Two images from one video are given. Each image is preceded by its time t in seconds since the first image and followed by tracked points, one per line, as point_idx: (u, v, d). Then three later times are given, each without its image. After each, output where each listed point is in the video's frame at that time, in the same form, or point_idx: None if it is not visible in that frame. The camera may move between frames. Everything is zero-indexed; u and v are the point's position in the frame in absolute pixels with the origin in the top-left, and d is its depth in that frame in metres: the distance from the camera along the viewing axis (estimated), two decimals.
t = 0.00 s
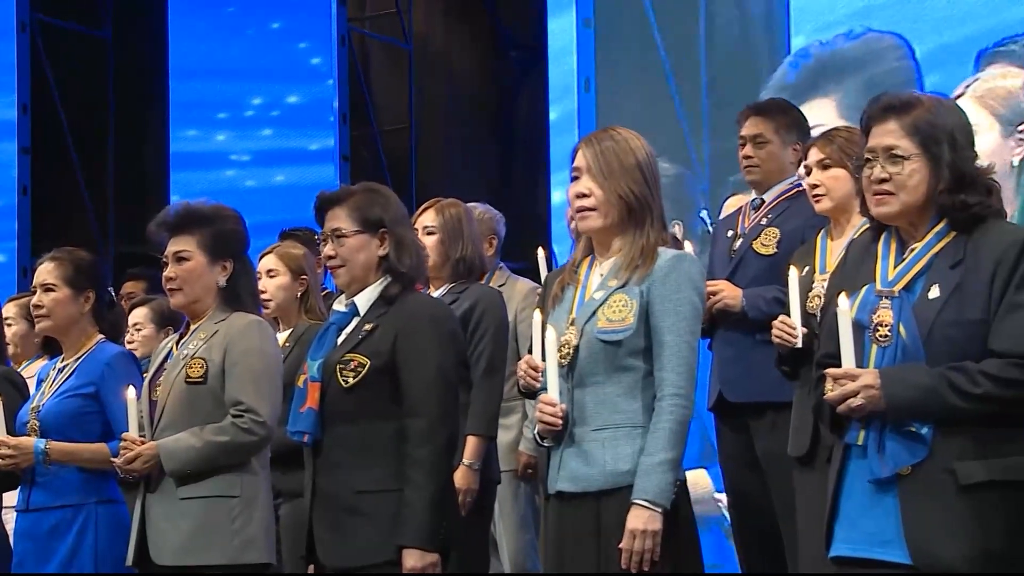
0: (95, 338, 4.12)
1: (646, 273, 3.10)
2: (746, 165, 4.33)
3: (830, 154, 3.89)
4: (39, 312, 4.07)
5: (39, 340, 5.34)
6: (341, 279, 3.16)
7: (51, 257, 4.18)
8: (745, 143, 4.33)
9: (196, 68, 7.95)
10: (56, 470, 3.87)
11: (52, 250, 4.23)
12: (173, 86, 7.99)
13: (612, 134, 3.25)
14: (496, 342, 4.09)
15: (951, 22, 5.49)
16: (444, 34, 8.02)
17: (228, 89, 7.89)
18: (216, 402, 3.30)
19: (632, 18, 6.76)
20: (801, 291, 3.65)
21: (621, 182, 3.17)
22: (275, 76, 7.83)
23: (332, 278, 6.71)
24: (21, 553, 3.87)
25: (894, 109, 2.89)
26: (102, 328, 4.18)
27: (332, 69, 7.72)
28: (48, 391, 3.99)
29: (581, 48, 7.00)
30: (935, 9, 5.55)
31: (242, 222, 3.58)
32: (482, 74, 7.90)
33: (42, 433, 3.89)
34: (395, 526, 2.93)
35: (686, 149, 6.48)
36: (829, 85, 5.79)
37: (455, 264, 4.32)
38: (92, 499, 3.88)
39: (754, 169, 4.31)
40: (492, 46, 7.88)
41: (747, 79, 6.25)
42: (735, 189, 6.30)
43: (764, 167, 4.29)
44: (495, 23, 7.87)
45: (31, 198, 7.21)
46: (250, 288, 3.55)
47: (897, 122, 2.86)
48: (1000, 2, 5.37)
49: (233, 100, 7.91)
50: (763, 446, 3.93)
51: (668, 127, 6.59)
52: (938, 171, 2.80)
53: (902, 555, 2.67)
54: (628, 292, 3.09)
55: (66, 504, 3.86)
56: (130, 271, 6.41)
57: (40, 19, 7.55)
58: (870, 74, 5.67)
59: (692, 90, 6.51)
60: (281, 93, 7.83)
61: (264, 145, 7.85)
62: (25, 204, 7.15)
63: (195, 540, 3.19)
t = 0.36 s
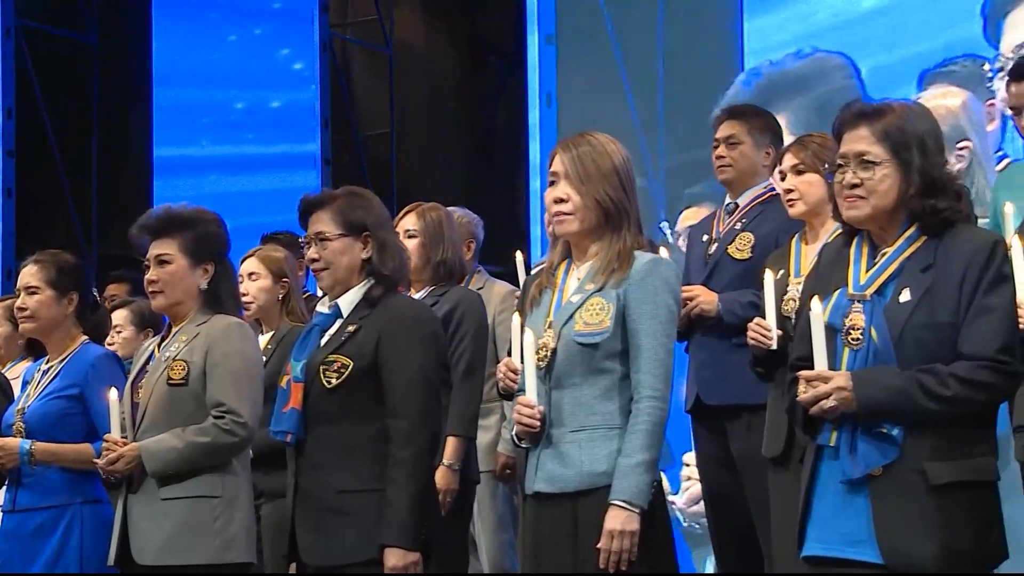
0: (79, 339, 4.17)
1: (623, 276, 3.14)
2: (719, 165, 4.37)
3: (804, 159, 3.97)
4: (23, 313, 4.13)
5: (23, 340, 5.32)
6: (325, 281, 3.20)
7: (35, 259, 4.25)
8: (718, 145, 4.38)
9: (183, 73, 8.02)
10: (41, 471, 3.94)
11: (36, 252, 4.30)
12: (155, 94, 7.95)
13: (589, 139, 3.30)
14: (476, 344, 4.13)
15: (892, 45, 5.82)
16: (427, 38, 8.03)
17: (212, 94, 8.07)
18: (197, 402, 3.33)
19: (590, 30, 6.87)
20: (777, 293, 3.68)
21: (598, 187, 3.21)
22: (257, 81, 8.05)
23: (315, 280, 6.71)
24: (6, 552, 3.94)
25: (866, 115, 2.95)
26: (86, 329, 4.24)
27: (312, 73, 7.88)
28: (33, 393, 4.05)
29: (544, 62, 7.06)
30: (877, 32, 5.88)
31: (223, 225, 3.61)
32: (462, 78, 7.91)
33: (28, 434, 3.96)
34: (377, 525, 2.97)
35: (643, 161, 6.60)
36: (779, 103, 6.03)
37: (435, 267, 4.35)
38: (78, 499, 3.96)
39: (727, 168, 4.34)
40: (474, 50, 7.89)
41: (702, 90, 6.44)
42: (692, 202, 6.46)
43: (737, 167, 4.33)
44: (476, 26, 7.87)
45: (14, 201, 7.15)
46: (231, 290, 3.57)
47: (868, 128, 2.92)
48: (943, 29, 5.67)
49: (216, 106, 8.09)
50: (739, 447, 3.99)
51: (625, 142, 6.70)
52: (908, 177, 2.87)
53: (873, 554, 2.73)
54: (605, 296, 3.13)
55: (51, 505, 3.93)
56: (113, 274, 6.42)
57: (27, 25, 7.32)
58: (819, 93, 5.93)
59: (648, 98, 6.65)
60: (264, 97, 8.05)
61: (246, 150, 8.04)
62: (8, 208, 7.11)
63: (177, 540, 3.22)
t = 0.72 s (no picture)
0: (57, 341, 4.19)
1: (595, 280, 3.20)
2: (691, 171, 4.44)
3: (772, 166, 4.03)
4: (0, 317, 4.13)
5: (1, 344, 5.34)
6: (304, 284, 3.23)
7: (10, 263, 4.25)
8: (690, 151, 4.44)
9: (158, 81, 8.14)
10: (19, 472, 3.96)
11: (12, 255, 4.30)
12: (134, 100, 8.21)
13: (561, 145, 3.36)
14: (452, 347, 4.18)
15: (827, 68, 5.90)
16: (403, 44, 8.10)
17: (191, 101, 8.04)
18: (175, 405, 3.37)
19: (546, 56, 7.19)
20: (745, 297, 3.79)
21: (570, 192, 3.27)
22: (234, 89, 7.93)
23: (293, 283, 6.74)
24: None
25: (834, 123, 3.02)
26: (63, 331, 4.26)
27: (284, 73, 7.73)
28: (11, 395, 4.06)
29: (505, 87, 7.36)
30: (815, 55, 5.96)
31: (201, 229, 3.64)
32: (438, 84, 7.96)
33: (5, 436, 3.96)
34: (355, 525, 3.00)
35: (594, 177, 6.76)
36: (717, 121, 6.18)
37: (413, 271, 4.39)
38: (57, 500, 4.00)
39: (699, 174, 4.41)
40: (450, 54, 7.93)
41: (652, 111, 6.61)
42: (640, 217, 6.51)
43: (708, 173, 4.40)
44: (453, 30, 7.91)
45: None
46: (209, 294, 3.61)
47: (836, 135, 2.98)
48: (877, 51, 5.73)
49: (199, 114, 8.07)
50: (711, 448, 4.05)
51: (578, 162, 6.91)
52: (876, 183, 2.93)
53: (842, 554, 2.80)
54: (577, 299, 3.19)
55: (31, 505, 3.97)
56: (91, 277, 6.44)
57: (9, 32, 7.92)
58: (757, 113, 6.05)
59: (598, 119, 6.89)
60: (240, 105, 7.92)
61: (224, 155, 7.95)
62: None
63: (155, 539, 3.25)
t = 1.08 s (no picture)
0: (36, 343, 4.22)
1: (566, 284, 3.26)
2: (665, 177, 4.52)
3: (743, 172, 4.10)
4: None
5: None
6: (283, 287, 3.27)
7: None
8: (663, 157, 4.51)
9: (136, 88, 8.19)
10: None
11: None
12: (115, 105, 8.14)
13: (533, 150, 3.41)
14: (428, 349, 4.23)
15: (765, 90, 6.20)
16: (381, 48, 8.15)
17: (171, 106, 8.22)
18: (155, 406, 3.47)
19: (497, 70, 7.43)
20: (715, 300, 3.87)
21: (541, 197, 3.32)
22: (215, 94, 8.19)
23: (271, 285, 6.76)
24: None
25: (804, 130, 3.08)
26: (42, 332, 4.28)
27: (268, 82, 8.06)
28: None
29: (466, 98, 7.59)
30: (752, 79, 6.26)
31: (181, 233, 3.72)
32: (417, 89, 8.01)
33: None
34: (333, 524, 3.05)
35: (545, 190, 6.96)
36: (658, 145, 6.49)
37: (389, 274, 4.44)
38: (34, 500, 4.02)
39: (672, 180, 4.49)
40: (428, 59, 7.97)
41: (600, 125, 6.82)
42: (590, 230, 6.70)
43: (681, 179, 4.48)
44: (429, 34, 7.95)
45: None
46: (189, 298, 3.69)
47: (807, 142, 3.05)
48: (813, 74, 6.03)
49: (179, 119, 8.25)
50: (685, 448, 4.11)
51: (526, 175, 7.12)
52: (845, 189, 3.00)
53: (811, 552, 2.86)
54: (549, 303, 3.24)
55: (8, 505, 3.99)
56: (70, 279, 6.47)
57: None
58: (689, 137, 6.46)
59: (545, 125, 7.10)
60: (219, 110, 8.19)
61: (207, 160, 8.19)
62: None
63: (135, 538, 3.35)
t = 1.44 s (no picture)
0: (20, 345, 4.25)
1: (543, 287, 3.32)
2: (642, 183, 4.58)
3: (717, 176, 4.18)
4: None
5: None
6: (263, 289, 3.32)
7: None
8: (641, 163, 4.57)
9: (121, 94, 8.23)
10: None
11: None
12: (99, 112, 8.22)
13: (510, 156, 3.47)
14: (407, 351, 4.29)
15: (709, 111, 6.24)
16: (360, 53, 8.20)
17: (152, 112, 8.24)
18: (136, 406, 3.55)
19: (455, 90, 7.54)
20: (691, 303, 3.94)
21: (519, 201, 3.38)
22: (197, 97, 8.23)
23: (252, 288, 6.79)
24: None
25: (778, 135, 3.15)
26: (26, 335, 4.31)
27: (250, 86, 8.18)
28: None
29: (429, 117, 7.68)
30: (697, 100, 6.31)
31: (163, 236, 3.80)
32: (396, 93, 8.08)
33: None
34: (313, 523, 3.10)
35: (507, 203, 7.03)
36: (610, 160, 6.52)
37: (368, 277, 4.49)
38: (17, 499, 4.05)
39: (649, 187, 4.55)
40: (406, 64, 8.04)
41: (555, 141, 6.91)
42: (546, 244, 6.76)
43: (658, 185, 4.54)
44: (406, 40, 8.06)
45: None
46: (170, 299, 3.78)
47: (781, 148, 3.11)
48: (755, 95, 6.07)
49: (158, 125, 8.26)
50: (661, 449, 4.18)
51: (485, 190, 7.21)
52: (819, 195, 3.08)
53: (784, 551, 2.92)
54: (527, 305, 3.30)
55: None
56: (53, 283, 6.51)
57: None
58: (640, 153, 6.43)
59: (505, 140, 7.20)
60: (201, 113, 8.22)
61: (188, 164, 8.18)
62: None
63: (115, 536, 3.43)
